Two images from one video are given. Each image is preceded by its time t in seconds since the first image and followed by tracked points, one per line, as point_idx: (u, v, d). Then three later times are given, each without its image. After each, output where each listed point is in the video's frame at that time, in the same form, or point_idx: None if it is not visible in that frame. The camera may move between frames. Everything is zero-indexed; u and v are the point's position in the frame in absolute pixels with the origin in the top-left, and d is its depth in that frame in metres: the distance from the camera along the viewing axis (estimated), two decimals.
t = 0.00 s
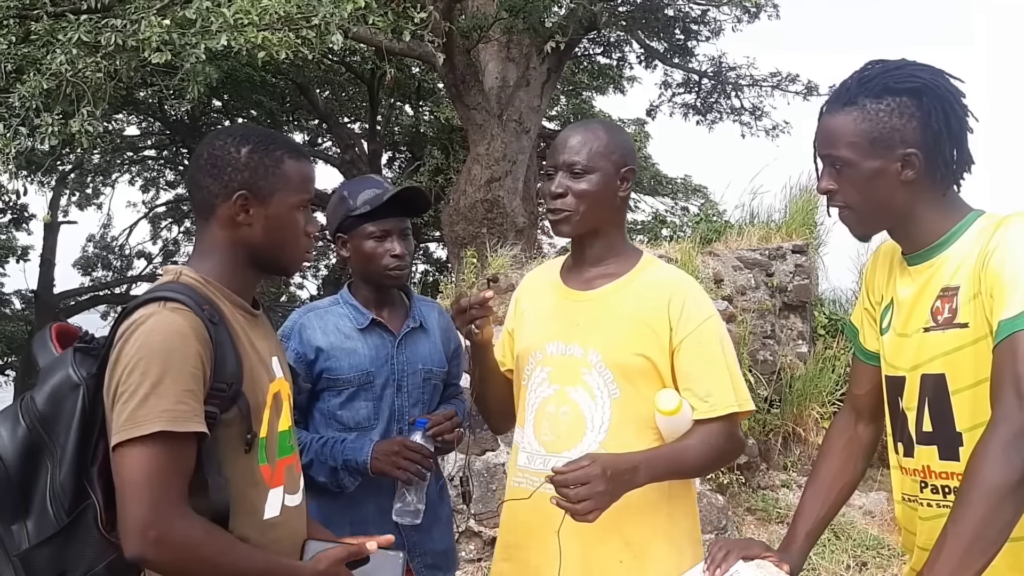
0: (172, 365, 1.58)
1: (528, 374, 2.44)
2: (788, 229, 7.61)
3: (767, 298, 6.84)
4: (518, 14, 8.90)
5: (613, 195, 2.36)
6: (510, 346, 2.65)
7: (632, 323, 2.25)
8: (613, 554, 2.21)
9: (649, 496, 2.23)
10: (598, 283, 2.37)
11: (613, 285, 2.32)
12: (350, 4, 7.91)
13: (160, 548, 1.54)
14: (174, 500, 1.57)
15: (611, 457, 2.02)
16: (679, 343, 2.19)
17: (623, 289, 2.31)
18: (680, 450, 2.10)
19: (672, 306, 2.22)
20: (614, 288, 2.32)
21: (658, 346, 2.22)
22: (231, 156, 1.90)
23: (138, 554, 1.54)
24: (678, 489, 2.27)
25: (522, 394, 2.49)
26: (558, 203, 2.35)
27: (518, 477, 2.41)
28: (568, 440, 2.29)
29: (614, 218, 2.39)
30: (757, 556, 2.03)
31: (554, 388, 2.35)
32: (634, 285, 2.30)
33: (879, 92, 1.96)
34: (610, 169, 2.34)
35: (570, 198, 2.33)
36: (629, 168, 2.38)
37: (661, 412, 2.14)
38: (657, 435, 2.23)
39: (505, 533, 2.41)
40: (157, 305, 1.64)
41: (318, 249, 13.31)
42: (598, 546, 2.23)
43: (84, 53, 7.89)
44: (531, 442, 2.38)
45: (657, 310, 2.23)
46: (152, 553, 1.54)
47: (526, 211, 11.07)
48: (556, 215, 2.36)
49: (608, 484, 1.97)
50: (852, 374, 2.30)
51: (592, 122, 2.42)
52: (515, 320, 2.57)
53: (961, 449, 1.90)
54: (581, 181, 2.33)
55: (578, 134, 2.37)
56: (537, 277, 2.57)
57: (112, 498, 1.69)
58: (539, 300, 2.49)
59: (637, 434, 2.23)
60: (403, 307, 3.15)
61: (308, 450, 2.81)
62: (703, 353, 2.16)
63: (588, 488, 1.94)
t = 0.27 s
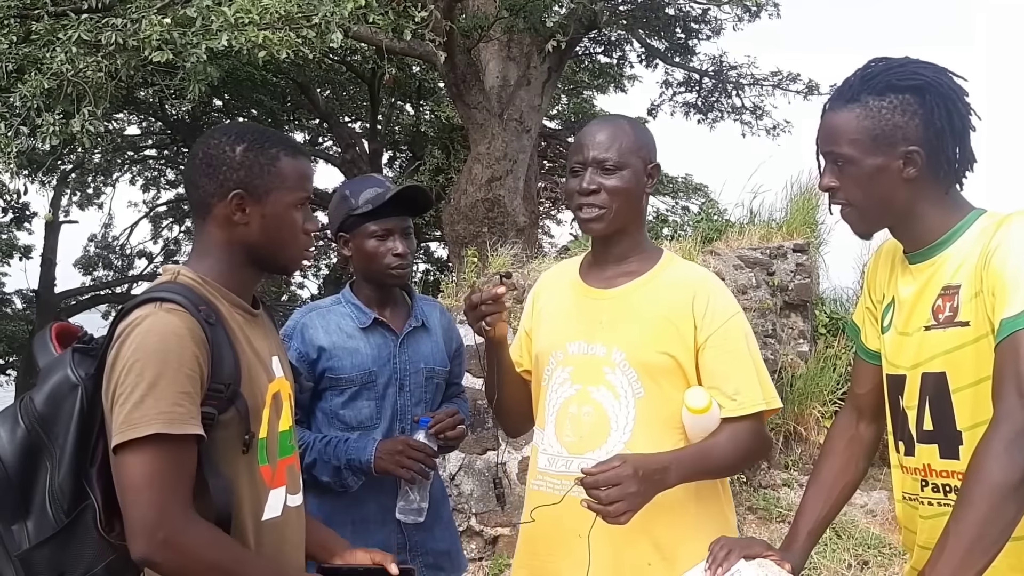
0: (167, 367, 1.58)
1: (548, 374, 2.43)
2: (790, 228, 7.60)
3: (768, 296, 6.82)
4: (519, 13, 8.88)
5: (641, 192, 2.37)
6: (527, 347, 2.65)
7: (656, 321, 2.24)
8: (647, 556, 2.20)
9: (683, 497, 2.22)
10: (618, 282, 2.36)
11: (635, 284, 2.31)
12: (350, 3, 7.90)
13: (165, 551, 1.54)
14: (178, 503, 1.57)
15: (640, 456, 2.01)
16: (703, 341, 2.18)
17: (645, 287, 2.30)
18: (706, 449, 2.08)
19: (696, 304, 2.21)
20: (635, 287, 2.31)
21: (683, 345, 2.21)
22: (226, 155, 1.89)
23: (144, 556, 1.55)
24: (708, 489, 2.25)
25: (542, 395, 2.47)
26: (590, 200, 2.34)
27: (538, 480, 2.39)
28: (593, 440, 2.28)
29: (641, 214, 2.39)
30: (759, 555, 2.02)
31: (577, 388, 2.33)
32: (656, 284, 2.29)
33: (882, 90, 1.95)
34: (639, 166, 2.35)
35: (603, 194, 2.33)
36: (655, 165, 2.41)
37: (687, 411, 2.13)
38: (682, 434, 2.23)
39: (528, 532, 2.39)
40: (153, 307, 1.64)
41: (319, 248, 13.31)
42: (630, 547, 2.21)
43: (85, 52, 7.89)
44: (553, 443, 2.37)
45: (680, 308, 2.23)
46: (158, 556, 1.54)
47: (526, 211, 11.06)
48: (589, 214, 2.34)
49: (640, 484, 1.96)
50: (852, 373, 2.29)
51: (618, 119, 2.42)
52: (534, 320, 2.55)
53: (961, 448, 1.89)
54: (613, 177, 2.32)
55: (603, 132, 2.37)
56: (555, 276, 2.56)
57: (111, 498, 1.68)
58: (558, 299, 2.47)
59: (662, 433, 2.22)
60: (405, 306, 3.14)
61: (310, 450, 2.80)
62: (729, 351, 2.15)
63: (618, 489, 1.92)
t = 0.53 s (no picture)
0: (166, 369, 1.58)
1: (563, 373, 2.37)
2: (791, 225, 7.59)
3: (769, 294, 6.81)
4: (519, 11, 8.85)
5: (653, 187, 2.36)
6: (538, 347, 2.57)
7: (674, 315, 2.22)
8: (671, 557, 2.17)
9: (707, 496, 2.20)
10: (632, 277, 2.34)
11: (651, 279, 2.29)
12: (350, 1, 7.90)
13: (171, 551, 1.55)
14: (182, 504, 1.58)
15: (664, 452, 2.00)
16: (723, 334, 2.17)
17: (661, 281, 2.28)
18: (729, 445, 2.08)
19: (713, 297, 2.20)
20: (651, 281, 2.28)
21: (702, 339, 2.19)
22: (222, 153, 1.89)
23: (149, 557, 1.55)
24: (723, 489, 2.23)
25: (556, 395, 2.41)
26: (605, 195, 2.32)
27: (555, 481, 2.33)
28: (613, 437, 2.23)
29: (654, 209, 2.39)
30: (759, 552, 2.02)
31: (594, 385, 2.28)
32: (672, 278, 2.28)
33: (881, 85, 1.95)
34: (652, 162, 2.35)
35: (618, 189, 2.31)
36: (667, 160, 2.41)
37: (710, 404, 2.10)
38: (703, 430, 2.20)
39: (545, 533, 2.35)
40: (152, 307, 1.64)
41: (320, 247, 13.31)
42: (654, 548, 2.18)
43: (85, 51, 7.90)
44: (570, 443, 2.30)
45: (698, 302, 2.21)
46: (164, 556, 1.55)
47: (527, 209, 11.06)
48: (604, 209, 2.33)
49: (665, 480, 1.95)
50: (852, 370, 2.29)
51: (628, 115, 2.41)
52: (543, 319, 2.50)
53: (960, 445, 1.89)
54: (627, 172, 2.31)
55: (612, 128, 2.36)
56: (563, 275, 2.52)
57: (112, 496, 1.68)
58: (569, 297, 2.43)
59: (683, 428, 2.19)
60: (405, 303, 3.15)
61: (311, 447, 2.80)
62: (748, 344, 2.14)
63: (645, 485, 1.91)
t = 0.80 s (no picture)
0: (179, 372, 1.58)
1: (581, 374, 2.36)
2: (798, 223, 7.57)
3: (777, 292, 6.80)
4: (526, 10, 8.75)
5: (665, 183, 2.35)
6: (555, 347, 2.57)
7: (694, 314, 2.21)
8: (683, 556, 2.16)
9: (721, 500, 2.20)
10: (651, 276, 2.33)
11: (670, 278, 2.29)
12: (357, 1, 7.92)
13: (187, 553, 1.55)
14: (197, 506, 1.58)
15: (683, 454, 1.99)
16: (743, 334, 2.17)
17: (680, 280, 2.27)
18: (749, 447, 2.07)
19: (733, 296, 2.20)
20: (670, 280, 2.28)
21: (723, 338, 2.19)
22: (231, 155, 1.90)
23: (168, 559, 1.55)
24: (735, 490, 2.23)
25: (573, 396, 2.40)
26: (614, 193, 2.31)
27: (570, 483, 2.32)
28: (632, 438, 2.22)
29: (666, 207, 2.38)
30: (769, 551, 2.02)
31: (613, 385, 2.27)
32: (691, 276, 2.27)
33: (893, 82, 1.94)
34: (663, 158, 2.34)
35: (627, 186, 2.30)
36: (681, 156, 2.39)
37: (731, 404, 2.09)
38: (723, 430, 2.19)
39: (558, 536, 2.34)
40: (165, 310, 1.64)
41: (327, 247, 13.33)
42: (666, 547, 2.17)
43: (93, 52, 7.94)
44: (588, 444, 2.29)
45: (718, 301, 2.21)
46: (180, 558, 1.55)
47: (534, 208, 11.05)
48: (613, 207, 2.32)
49: (683, 481, 1.94)
50: (863, 370, 2.28)
51: (639, 113, 2.40)
52: (561, 319, 2.49)
53: (973, 443, 1.88)
54: (636, 169, 2.31)
55: (624, 126, 2.36)
56: (580, 275, 2.51)
57: (124, 497, 1.69)
58: (588, 296, 2.42)
59: (704, 429, 2.18)
60: (414, 303, 3.15)
61: (322, 444, 2.79)
62: (769, 343, 2.14)
63: (661, 488, 1.90)
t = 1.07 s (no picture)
0: (186, 372, 1.58)
1: (579, 377, 2.31)
2: (802, 222, 7.55)
3: (781, 291, 6.78)
4: (529, 8, 8.71)
5: (665, 181, 2.32)
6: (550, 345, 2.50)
7: (694, 316, 2.19)
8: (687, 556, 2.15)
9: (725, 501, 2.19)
10: (648, 276, 2.31)
11: (668, 278, 2.26)
12: None
13: (193, 553, 1.55)
14: (204, 507, 1.58)
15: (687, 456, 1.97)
16: (743, 334, 2.16)
17: (678, 280, 2.25)
18: (753, 446, 2.07)
19: (732, 295, 2.19)
20: (668, 281, 2.25)
21: (723, 338, 2.17)
22: (236, 153, 1.89)
23: (173, 560, 1.55)
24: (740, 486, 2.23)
25: (571, 400, 2.36)
26: (610, 187, 2.28)
27: (572, 485, 2.27)
28: (636, 443, 2.20)
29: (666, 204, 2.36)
30: (774, 550, 2.01)
31: (614, 389, 2.24)
32: (689, 276, 2.25)
33: (902, 80, 1.93)
34: (663, 155, 2.31)
35: (623, 181, 2.27)
36: (681, 155, 2.36)
37: (734, 407, 2.08)
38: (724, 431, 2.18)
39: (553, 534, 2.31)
40: (171, 310, 1.64)
41: (330, 245, 13.33)
42: (670, 547, 2.16)
43: (97, 51, 7.94)
44: (589, 449, 2.26)
45: (717, 301, 2.19)
46: (187, 560, 1.55)
47: (536, 207, 11.04)
48: (607, 200, 2.29)
49: (687, 483, 1.92)
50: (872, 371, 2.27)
51: (642, 107, 2.37)
52: (555, 320, 2.44)
53: (983, 442, 1.87)
54: (634, 165, 2.28)
55: (626, 120, 2.33)
56: (571, 274, 2.47)
57: (130, 497, 1.68)
58: (583, 298, 2.38)
59: (707, 431, 2.17)
60: (420, 301, 3.14)
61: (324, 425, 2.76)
62: (769, 343, 2.13)
63: (666, 488, 1.88)
